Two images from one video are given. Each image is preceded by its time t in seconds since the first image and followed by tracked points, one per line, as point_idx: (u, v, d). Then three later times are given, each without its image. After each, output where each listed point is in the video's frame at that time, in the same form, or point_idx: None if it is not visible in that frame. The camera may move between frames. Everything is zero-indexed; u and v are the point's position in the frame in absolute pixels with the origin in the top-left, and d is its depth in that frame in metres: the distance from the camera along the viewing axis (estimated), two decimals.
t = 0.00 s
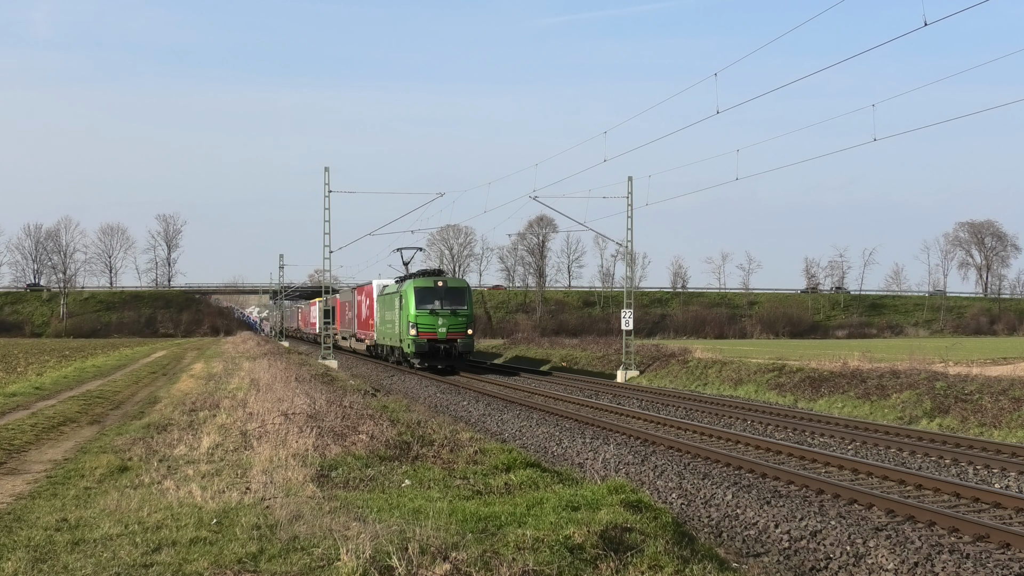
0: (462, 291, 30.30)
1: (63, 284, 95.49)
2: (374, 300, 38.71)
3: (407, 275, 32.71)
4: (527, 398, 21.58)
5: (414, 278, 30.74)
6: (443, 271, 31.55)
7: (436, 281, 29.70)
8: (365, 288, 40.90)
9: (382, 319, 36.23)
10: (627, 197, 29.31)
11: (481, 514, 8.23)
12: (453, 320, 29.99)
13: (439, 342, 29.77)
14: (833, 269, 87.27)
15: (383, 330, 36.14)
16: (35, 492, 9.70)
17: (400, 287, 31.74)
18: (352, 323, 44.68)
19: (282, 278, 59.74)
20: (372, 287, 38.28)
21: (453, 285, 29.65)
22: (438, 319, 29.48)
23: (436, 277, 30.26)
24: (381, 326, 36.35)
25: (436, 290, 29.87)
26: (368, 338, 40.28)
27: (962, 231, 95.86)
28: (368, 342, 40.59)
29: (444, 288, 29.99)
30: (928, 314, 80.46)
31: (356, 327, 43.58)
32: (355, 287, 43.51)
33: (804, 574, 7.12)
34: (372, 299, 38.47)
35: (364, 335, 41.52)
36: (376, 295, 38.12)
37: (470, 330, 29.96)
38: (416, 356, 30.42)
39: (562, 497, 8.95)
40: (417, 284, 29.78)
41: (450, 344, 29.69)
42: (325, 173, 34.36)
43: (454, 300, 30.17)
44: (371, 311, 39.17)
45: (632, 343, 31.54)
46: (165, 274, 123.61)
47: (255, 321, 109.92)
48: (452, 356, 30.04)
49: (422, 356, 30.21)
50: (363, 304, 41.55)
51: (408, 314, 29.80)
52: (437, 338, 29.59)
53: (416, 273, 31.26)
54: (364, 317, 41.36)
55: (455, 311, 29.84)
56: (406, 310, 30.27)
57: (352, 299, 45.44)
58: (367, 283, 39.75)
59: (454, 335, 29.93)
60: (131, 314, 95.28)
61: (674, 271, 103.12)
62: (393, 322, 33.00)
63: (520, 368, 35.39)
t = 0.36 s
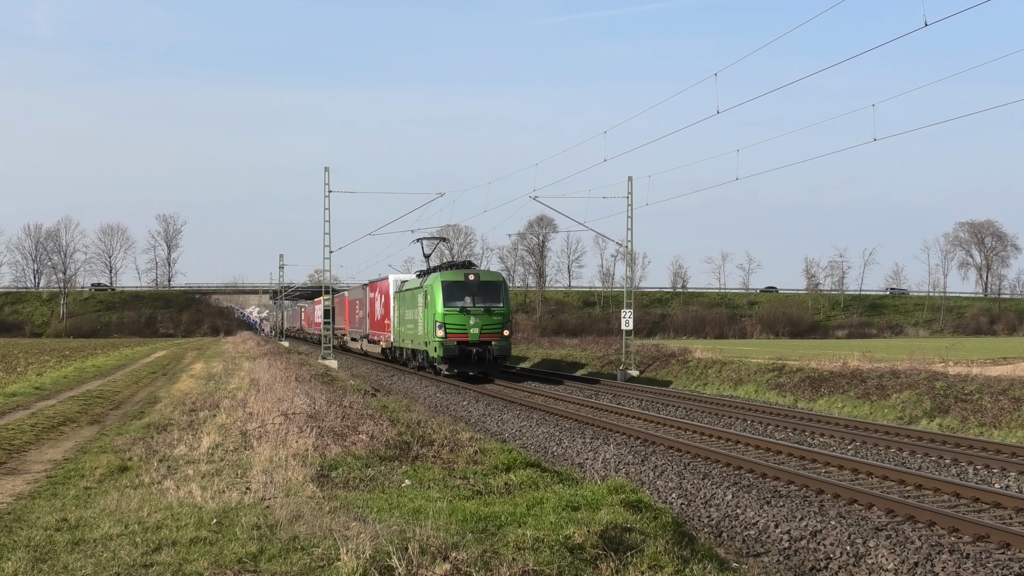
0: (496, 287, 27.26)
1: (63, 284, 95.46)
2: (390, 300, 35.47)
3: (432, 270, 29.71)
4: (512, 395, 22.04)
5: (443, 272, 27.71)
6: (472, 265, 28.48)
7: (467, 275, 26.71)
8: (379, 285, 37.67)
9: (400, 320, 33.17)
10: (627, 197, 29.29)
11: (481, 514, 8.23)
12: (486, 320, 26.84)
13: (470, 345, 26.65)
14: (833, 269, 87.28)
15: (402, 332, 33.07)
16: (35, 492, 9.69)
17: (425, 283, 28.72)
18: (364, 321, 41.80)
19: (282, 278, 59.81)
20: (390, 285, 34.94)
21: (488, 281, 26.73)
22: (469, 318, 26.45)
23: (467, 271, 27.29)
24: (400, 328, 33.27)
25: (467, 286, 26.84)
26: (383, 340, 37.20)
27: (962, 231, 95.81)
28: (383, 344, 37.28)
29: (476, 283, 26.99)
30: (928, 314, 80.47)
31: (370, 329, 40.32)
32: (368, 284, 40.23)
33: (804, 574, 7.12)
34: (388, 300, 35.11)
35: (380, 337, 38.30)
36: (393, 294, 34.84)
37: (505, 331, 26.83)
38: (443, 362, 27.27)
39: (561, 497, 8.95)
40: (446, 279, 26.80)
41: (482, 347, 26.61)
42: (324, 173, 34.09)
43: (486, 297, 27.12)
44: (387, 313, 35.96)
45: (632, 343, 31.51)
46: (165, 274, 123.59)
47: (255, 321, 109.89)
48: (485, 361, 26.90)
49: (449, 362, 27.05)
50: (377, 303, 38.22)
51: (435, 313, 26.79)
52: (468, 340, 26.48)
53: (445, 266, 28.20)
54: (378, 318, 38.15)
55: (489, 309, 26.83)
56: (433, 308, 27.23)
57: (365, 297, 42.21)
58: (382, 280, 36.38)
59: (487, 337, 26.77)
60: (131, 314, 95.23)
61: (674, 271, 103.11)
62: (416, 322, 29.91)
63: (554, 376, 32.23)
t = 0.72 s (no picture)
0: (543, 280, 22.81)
1: (63, 284, 95.43)
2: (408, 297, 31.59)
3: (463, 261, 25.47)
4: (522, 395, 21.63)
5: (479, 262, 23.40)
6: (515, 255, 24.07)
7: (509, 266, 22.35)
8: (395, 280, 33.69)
9: (422, 318, 28.99)
10: (627, 196, 29.31)
11: (481, 514, 8.23)
12: (533, 319, 22.31)
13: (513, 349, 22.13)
14: (833, 269, 87.25)
15: (424, 333, 28.87)
16: (35, 492, 9.69)
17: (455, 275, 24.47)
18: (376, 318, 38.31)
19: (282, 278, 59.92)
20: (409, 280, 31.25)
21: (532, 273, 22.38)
22: (513, 317, 21.99)
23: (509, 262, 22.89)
24: (422, 328, 29.23)
25: (509, 279, 22.40)
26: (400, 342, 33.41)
27: (963, 231, 95.72)
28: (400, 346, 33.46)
29: (520, 275, 22.57)
30: (928, 314, 80.46)
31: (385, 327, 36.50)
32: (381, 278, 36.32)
33: (804, 574, 7.12)
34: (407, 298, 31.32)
35: (395, 337, 34.46)
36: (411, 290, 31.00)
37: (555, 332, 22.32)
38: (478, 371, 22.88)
39: (561, 497, 8.95)
40: (485, 271, 22.43)
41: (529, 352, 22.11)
42: (325, 173, 35.14)
43: (533, 292, 22.63)
44: (404, 312, 32.17)
45: (632, 343, 31.45)
46: (165, 274, 123.59)
47: (255, 321, 109.90)
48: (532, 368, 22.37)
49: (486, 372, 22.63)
50: (392, 298, 34.32)
51: (472, 312, 22.37)
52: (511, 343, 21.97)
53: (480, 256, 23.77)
54: (393, 317, 34.33)
55: (537, 306, 22.36)
56: (467, 306, 22.82)
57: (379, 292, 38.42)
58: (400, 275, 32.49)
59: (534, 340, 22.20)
60: (131, 314, 95.23)
61: (674, 271, 103.06)
62: (444, 322, 25.67)
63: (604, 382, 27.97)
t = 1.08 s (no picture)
0: (612, 272, 19.15)
1: (63, 284, 95.41)
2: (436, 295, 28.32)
3: (511, 250, 21.93)
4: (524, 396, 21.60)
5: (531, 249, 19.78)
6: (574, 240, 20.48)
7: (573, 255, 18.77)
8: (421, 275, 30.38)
9: (458, 317, 25.48)
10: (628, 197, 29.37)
11: (481, 514, 8.23)
12: (601, 319, 18.59)
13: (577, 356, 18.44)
14: (833, 269, 87.23)
15: (461, 336, 25.29)
16: (35, 492, 9.69)
17: (502, 266, 20.89)
18: (392, 317, 35.28)
19: (282, 278, 59.99)
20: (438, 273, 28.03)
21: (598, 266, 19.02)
22: (576, 316, 18.37)
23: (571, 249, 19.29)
24: (457, 329, 25.68)
25: (571, 271, 18.78)
26: (423, 344, 30.04)
27: (963, 231, 95.71)
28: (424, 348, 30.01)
29: (584, 266, 18.94)
30: (928, 314, 80.45)
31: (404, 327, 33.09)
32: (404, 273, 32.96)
33: (804, 574, 7.13)
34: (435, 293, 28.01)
35: (416, 339, 31.06)
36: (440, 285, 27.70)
37: (626, 335, 18.73)
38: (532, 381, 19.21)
39: (562, 497, 8.95)
40: (541, 260, 18.75)
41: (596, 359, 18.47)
42: (325, 173, 35.39)
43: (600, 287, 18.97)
44: (430, 309, 28.79)
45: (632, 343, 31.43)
46: (166, 275, 123.57)
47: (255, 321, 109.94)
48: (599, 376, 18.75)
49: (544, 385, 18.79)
50: (416, 295, 30.92)
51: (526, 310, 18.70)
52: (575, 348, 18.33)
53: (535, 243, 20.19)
54: (416, 316, 30.94)
55: (605, 303, 18.63)
56: (519, 302, 19.16)
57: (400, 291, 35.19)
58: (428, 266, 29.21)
59: (600, 344, 18.53)
60: (131, 314, 95.23)
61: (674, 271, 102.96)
62: (486, 322, 22.05)
63: (663, 392, 24.28)
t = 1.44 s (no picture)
0: (721, 255, 14.77)
1: (63, 284, 95.34)
2: (469, 289, 24.31)
3: (576, 231, 17.55)
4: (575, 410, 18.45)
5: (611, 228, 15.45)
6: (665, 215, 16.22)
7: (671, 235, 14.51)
8: (450, 267, 26.43)
9: (504, 316, 21.07)
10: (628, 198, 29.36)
11: (481, 514, 8.23)
12: (713, 317, 14.21)
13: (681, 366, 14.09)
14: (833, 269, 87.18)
15: (508, 338, 20.84)
16: (35, 492, 9.69)
17: (571, 251, 16.60)
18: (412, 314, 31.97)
19: (282, 279, 60.03)
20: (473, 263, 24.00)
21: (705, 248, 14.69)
22: (678, 313, 14.01)
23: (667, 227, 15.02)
24: (502, 330, 21.29)
25: (670, 255, 14.49)
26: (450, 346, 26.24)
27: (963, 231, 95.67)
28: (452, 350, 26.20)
29: (686, 248, 14.61)
30: (928, 314, 80.42)
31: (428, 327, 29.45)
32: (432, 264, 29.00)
33: (804, 574, 7.13)
34: (470, 289, 24.07)
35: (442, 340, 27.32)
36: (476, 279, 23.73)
37: (744, 338, 14.35)
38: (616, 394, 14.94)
39: (562, 497, 8.95)
40: (632, 242, 14.40)
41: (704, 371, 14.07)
42: (325, 173, 36.56)
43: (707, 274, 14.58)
44: (463, 306, 24.86)
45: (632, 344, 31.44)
46: (165, 275, 123.59)
47: (255, 322, 109.92)
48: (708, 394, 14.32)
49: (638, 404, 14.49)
50: (446, 290, 26.98)
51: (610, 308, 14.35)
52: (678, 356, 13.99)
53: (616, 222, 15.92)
54: (444, 313, 27.12)
55: (717, 296, 14.26)
56: (600, 295, 14.83)
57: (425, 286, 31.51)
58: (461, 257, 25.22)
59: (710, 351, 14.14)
60: (131, 314, 95.26)
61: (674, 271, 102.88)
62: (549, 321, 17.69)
63: (763, 410, 19.99)
